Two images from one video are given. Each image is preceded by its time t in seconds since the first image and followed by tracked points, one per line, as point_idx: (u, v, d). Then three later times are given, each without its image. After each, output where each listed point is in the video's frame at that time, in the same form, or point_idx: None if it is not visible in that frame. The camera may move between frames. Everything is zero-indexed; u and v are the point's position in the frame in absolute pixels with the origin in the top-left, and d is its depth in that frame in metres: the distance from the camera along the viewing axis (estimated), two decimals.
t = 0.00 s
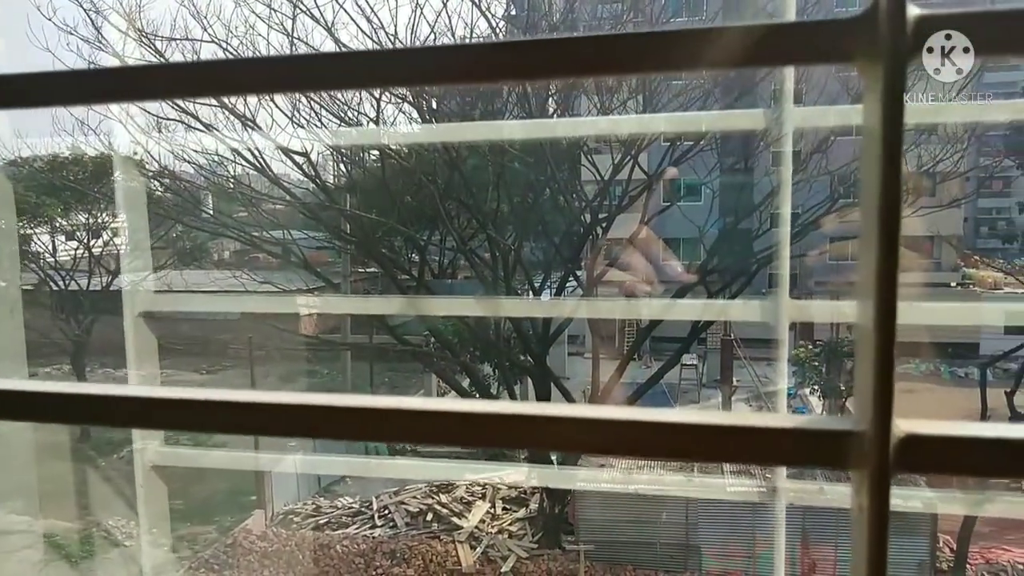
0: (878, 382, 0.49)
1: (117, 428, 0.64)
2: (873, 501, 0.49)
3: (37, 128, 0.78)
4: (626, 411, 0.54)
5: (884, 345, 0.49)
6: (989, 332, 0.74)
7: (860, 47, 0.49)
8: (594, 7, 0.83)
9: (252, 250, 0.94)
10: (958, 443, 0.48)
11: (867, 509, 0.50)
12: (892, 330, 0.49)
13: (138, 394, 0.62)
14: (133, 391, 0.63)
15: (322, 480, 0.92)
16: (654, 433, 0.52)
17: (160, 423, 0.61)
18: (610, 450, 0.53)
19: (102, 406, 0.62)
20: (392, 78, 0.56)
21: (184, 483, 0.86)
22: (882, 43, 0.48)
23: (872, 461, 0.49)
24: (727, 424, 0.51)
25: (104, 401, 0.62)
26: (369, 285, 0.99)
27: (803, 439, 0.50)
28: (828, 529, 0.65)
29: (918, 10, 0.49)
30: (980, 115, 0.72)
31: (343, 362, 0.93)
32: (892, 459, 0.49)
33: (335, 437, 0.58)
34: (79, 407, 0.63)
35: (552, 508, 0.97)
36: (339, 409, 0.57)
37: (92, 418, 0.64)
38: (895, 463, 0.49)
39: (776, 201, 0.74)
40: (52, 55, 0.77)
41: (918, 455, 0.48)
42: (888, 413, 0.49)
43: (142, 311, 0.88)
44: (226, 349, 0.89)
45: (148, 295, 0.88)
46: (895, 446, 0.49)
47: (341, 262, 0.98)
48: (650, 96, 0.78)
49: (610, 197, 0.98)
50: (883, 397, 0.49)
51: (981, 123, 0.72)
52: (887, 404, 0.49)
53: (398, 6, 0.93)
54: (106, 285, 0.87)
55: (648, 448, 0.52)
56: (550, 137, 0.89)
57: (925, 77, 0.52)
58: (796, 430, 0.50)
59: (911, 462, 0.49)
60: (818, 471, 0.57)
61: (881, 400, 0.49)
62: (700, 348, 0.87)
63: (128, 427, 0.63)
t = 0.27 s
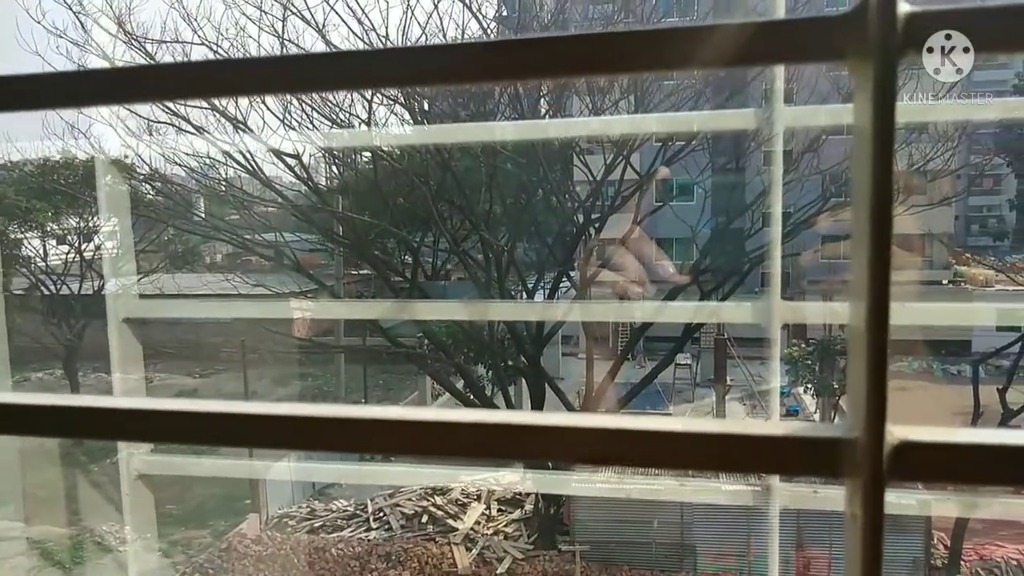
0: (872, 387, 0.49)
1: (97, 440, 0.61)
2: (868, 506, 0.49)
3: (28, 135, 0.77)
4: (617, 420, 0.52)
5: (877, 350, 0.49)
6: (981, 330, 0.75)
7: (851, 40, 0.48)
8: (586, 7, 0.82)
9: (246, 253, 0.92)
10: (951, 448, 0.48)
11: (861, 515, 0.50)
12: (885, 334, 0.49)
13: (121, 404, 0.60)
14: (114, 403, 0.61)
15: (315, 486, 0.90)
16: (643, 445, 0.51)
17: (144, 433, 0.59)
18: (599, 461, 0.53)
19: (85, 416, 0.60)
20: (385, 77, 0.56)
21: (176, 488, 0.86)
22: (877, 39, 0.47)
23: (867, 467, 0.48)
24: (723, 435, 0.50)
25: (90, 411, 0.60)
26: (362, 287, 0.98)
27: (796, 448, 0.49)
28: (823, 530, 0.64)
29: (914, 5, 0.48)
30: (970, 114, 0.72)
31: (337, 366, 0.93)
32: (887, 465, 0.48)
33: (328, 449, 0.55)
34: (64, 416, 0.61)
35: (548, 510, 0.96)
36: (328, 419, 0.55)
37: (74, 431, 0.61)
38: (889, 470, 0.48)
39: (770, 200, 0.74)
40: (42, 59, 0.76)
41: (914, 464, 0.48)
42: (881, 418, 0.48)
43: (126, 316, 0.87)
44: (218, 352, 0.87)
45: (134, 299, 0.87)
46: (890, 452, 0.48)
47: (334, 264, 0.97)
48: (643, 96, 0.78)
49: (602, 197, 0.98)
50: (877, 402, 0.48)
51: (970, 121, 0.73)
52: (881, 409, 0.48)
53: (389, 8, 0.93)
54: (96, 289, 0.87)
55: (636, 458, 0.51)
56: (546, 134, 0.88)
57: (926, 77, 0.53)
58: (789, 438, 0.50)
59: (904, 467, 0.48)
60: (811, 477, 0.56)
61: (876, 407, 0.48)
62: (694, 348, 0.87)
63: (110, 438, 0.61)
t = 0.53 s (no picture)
0: (863, 387, 0.42)
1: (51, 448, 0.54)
2: (859, 518, 0.42)
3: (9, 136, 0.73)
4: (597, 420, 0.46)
5: (872, 346, 0.41)
6: (968, 329, 0.75)
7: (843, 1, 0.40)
8: (574, 9, 0.82)
9: (235, 256, 0.94)
10: (958, 447, 0.41)
11: (851, 529, 0.43)
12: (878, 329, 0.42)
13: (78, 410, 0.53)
14: (73, 406, 0.54)
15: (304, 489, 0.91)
16: (620, 446, 0.45)
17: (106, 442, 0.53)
18: (570, 463, 0.46)
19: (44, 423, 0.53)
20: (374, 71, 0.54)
21: (162, 495, 0.82)
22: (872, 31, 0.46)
23: (859, 474, 0.42)
24: (701, 434, 0.44)
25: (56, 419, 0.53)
26: (351, 290, 0.98)
27: (783, 452, 0.43)
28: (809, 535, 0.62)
29: None
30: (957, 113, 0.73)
31: (326, 368, 0.94)
32: (881, 471, 0.42)
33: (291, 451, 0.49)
34: (18, 423, 0.54)
35: (537, 512, 0.95)
36: (295, 423, 0.49)
37: (31, 439, 0.54)
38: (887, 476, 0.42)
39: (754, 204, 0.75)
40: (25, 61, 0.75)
41: (911, 468, 0.41)
42: (874, 420, 0.42)
43: (103, 320, 0.84)
44: (206, 356, 0.85)
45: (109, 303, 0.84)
46: (885, 455, 0.42)
47: (322, 266, 0.98)
48: (637, 99, 0.79)
49: (590, 199, 0.99)
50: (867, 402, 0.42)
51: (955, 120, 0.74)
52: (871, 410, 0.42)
53: (376, 10, 0.93)
54: (82, 294, 0.84)
55: (621, 458, 0.45)
56: (533, 137, 0.90)
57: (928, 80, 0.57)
58: (777, 440, 0.43)
59: (905, 472, 0.42)
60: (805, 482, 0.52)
61: (866, 406, 0.42)
62: (683, 349, 0.86)
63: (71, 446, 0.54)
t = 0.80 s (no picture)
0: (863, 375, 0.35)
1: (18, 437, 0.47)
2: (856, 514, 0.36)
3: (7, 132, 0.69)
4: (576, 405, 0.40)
5: (872, 337, 0.35)
6: (967, 324, 0.76)
7: None
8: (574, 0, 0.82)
9: (232, 251, 0.91)
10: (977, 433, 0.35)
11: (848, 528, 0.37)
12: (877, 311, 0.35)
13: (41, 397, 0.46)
14: (42, 395, 0.46)
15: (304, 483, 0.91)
16: (606, 432, 0.39)
17: (83, 434, 0.45)
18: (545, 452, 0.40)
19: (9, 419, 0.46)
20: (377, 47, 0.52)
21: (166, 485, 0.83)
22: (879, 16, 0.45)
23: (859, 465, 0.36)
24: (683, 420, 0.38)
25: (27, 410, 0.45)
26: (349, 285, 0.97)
27: (777, 442, 0.37)
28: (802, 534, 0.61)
29: None
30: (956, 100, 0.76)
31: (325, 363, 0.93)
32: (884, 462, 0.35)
33: (290, 446, 0.43)
34: None
35: (537, 506, 0.96)
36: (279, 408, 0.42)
37: None
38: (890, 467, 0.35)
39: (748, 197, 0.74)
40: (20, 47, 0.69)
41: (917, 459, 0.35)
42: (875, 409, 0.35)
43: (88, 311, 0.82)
44: (204, 352, 0.82)
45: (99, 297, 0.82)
46: (888, 445, 0.35)
47: (321, 262, 0.97)
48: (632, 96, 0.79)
49: (588, 194, 1.00)
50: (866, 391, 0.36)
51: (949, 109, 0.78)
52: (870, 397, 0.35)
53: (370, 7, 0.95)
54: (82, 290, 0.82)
55: (582, 450, 0.39)
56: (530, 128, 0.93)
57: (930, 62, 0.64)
58: (775, 428, 0.37)
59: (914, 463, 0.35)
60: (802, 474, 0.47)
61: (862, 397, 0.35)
62: (681, 344, 0.87)
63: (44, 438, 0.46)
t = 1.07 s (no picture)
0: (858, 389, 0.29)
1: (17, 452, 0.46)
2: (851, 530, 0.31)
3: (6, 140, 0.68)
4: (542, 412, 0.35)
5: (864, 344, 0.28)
6: (972, 324, 0.75)
7: None
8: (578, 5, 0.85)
9: (237, 258, 0.93)
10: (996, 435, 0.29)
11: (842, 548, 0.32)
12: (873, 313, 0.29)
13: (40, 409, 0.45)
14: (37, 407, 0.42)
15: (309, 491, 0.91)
16: (598, 439, 0.33)
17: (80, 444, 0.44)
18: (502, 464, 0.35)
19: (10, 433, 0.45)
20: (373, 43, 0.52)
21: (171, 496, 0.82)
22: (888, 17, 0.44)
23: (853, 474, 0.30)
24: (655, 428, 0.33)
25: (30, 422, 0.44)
26: (354, 291, 1.00)
27: (759, 453, 0.31)
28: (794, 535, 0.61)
29: None
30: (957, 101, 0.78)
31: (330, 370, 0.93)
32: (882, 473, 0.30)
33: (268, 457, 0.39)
34: None
35: (543, 512, 0.95)
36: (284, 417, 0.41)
37: None
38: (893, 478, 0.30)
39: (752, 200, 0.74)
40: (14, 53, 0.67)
41: (920, 464, 0.29)
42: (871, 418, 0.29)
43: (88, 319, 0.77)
44: (209, 359, 0.83)
45: (96, 305, 0.78)
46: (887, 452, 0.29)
47: (324, 268, 0.98)
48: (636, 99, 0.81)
49: (592, 198, 1.00)
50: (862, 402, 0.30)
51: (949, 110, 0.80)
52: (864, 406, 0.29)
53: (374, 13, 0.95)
54: (87, 296, 0.79)
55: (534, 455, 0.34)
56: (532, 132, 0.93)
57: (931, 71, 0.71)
58: (761, 432, 0.31)
59: (922, 471, 0.30)
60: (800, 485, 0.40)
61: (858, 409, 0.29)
62: (685, 347, 0.86)
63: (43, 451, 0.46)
